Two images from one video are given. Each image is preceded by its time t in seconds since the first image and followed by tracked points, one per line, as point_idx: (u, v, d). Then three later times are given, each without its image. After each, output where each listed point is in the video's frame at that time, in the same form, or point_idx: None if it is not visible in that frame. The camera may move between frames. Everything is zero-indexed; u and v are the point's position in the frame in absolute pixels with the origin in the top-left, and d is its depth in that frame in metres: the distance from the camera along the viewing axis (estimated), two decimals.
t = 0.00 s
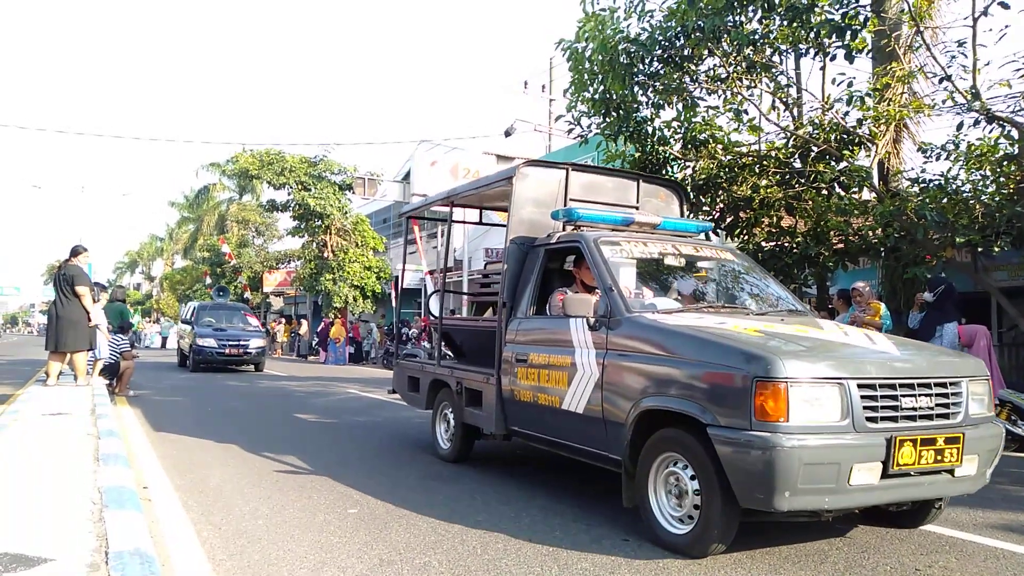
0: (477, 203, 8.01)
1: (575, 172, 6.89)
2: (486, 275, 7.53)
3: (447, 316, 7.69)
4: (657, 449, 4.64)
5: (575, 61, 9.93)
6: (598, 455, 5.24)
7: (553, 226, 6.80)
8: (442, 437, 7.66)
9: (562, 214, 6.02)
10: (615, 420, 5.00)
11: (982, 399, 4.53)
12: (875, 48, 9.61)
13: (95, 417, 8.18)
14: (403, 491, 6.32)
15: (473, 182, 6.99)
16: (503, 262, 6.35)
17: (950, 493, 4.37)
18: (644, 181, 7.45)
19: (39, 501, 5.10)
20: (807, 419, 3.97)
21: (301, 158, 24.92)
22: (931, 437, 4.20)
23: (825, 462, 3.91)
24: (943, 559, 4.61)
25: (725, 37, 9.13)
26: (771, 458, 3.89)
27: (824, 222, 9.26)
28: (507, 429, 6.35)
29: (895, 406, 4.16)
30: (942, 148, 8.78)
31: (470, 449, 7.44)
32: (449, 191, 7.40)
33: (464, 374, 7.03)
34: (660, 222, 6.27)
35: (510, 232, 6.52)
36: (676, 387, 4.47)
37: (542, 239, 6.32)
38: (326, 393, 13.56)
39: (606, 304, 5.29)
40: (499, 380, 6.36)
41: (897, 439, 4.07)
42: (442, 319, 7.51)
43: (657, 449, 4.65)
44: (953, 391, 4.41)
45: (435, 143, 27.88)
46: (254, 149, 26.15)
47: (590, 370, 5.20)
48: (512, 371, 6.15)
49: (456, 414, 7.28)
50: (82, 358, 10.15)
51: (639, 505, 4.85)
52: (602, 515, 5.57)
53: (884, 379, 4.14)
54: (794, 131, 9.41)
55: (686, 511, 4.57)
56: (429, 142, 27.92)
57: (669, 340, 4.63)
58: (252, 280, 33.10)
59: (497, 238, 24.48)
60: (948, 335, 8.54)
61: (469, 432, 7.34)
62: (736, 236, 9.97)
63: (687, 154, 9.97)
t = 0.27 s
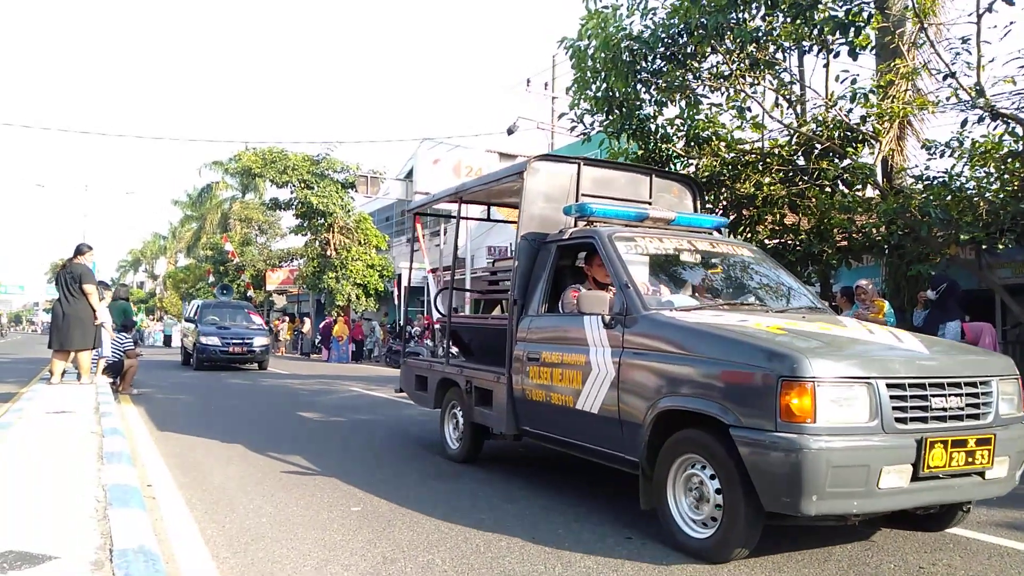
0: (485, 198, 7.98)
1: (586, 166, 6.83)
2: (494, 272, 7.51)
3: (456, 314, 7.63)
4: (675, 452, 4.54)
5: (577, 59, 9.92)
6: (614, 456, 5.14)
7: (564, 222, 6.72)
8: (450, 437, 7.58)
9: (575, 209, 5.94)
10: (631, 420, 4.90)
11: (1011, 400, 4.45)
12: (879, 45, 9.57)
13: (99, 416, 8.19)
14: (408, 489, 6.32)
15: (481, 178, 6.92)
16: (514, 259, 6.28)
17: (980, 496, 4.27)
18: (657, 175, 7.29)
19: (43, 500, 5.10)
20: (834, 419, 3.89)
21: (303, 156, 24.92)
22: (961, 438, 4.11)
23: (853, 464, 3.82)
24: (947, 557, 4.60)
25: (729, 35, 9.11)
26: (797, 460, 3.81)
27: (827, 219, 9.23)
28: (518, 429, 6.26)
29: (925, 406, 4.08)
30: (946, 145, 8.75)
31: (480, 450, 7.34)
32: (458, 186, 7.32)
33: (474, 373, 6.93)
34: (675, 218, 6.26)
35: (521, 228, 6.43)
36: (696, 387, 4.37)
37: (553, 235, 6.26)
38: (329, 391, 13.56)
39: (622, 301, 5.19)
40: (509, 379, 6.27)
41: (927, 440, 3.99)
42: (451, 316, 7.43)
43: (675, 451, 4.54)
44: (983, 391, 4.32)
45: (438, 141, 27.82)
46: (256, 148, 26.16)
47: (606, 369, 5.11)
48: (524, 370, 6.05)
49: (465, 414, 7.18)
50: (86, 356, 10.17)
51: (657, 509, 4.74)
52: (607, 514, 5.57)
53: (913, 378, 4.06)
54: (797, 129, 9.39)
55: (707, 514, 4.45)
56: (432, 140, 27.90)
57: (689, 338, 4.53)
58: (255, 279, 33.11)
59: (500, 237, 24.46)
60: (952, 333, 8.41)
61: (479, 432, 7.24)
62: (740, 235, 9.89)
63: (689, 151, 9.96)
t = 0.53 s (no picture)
0: (491, 198, 7.95)
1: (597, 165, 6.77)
2: (502, 272, 7.44)
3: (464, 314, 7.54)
4: (693, 458, 4.43)
5: (579, 61, 9.93)
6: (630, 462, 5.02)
7: (575, 221, 6.67)
8: (457, 441, 7.50)
9: (586, 208, 5.85)
10: (647, 424, 4.80)
11: None
12: (880, 47, 9.56)
13: (100, 416, 8.19)
14: (410, 490, 6.32)
15: (489, 177, 6.85)
16: (524, 258, 6.20)
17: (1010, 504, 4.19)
18: (669, 175, 7.25)
19: (43, 501, 5.10)
20: (861, 425, 3.78)
21: (305, 157, 24.94)
22: (992, 444, 4.02)
23: (883, 472, 3.71)
24: (948, 559, 4.59)
25: (730, 36, 9.11)
26: (824, 467, 3.70)
27: (828, 221, 9.23)
28: (527, 432, 6.16)
29: (955, 411, 3.99)
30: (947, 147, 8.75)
31: (487, 453, 7.24)
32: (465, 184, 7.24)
33: (482, 375, 6.83)
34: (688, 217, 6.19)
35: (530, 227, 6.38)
36: (714, 390, 4.28)
37: (564, 235, 6.18)
38: (330, 393, 13.56)
39: (637, 302, 5.09)
40: (519, 381, 6.18)
41: (958, 447, 3.90)
42: (459, 318, 7.35)
43: (693, 457, 4.43)
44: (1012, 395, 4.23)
45: (440, 143, 27.79)
46: (258, 149, 26.19)
47: (620, 371, 5.01)
48: (534, 372, 5.95)
49: (473, 417, 7.08)
50: (88, 357, 10.18)
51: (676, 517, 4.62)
52: (609, 517, 5.58)
53: (943, 382, 3.97)
54: (798, 131, 9.39)
55: (728, 522, 4.32)
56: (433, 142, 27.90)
57: (707, 340, 4.44)
58: (256, 280, 33.14)
59: (501, 238, 24.45)
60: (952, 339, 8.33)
61: (487, 435, 7.14)
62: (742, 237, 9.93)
63: (690, 153, 9.98)
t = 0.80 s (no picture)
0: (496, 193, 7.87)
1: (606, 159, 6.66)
2: (507, 268, 7.23)
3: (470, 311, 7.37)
4: (713, 458, 4.32)
5: (578, 57, 9.91)
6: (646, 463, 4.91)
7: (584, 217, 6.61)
8: (464, 440, 7.40)
9: (598, 203, 5.75)
10: (663, 423, 4.67)
11: None
12: (880, 43, 9.53)
13: (100, 414, 8.19)
14: (411, 488, 6.32)
15: (496, 171, 6.79)
16: (534, 254, 6.07)
17: None
18: (680, 168, 7.13)
19: (42, 499, 5.10)
20: (891, 425, 3.66)
21: (304, 155, 24.90)
22: None
23: (914, 473, 3.59)
24: (948, 555, 4.59)
25: (729, 33, 9.10)
26: (853, 469, 3.58)
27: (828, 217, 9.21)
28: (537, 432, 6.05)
29: (987, 410, 3.86)
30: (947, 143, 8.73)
31: (495, 452, 7.15)
32: (472, 180, 7.18)
33: (489, 373, 6.72)
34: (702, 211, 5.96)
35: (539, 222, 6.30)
36: (731, 388, 4.17)
37: (574, 230, 6.05)
38: (330, 390, 13.57)
39: (651, 297, 4.96)
40: (528, 380, 6.06)
41: (991, 447, 3.77)
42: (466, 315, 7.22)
43: (712, 458, 4.33)
44: None
45: (439, 140, 27.73)
46: (257, 146, 26.17)
47: (635, 370, 4.88)
48: (544, 370, 5.84)
49: (480, 416, 6.98)
50: (88, 355, 10.19)
51: (693, 520, 4.51)
52: (610, 514, 5.58)
53: (974, 380, 3.85)
54: (798, 127, 9.39)
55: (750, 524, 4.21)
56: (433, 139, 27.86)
57: (724, 337, 4.33)
58: (256, 278, 33.16)
59: (500, 235, 24.43)
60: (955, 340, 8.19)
61: (495, 434, 7.04)
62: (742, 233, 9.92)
63: (690, 150, 9.98)
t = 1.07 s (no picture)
0: (500, 189, 7.79)
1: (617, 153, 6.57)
2: (511, 266, 7.07)
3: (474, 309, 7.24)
4: (732, 462, 4.21)
5: (578, 55, 9.90)
6: (661, 467, 4.80)
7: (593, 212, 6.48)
8: (470, 441, 7.30)
9: (609, 198, 5.59)
10: (679, 425, 4.56)
11: None
12: (879, 42, 9.52)
13: (97, 411, 8.19)
14: (410, 486, 6.32)
15: (503, 165, 6.72)
16: (543, 251, 5.99)
17: None
18: (691, 163, 7.03)
19: (39, 495, 5.08)
20: (920, 429, 3.56)
21: (302, 152, 24.86)
22: None
23: (946, 479, 3.50)
24: (944, 554, 4.61)
25: (729, 31, 9.10)
26: (883, 474, 3.47)
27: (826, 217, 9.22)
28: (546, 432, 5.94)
29: (1016, 414, 3.79)
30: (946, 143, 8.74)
31: (501, 452, 7.06)
32: (478, 175, 7.13)
33: (496, 372, 6.64)
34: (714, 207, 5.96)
35: (549, 217, 6.16)
36: (748, 388, 4.08)
37: (583, 226, 5.98)
38: (329, 388, 13.57)
39: (666, 295, 4.85)
40: (537, 379, 5.96)
41: (1022, 452, 3.70)
42: (472, 313, 7.13)
43: (732, 461, 4.22)
44: None
45: (438, 137, 27.70)
46: (256, 143, 26.12)
47: (648, 369, 4.79)
48: (553, 369, 5.75)
49: (486, 415, 6.90)
50: (86, 352, 10.17)
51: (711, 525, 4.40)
52: (610, 513, 5.59)
53: (1004, 383, 3.77)
54: (797, 126, 9.39)
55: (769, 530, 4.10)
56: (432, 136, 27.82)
57: (740, 337, 4.23)
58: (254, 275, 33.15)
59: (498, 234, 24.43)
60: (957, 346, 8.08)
61: (500, 433, 6.95)
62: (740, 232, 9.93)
63: (689, 149, 9.99)
